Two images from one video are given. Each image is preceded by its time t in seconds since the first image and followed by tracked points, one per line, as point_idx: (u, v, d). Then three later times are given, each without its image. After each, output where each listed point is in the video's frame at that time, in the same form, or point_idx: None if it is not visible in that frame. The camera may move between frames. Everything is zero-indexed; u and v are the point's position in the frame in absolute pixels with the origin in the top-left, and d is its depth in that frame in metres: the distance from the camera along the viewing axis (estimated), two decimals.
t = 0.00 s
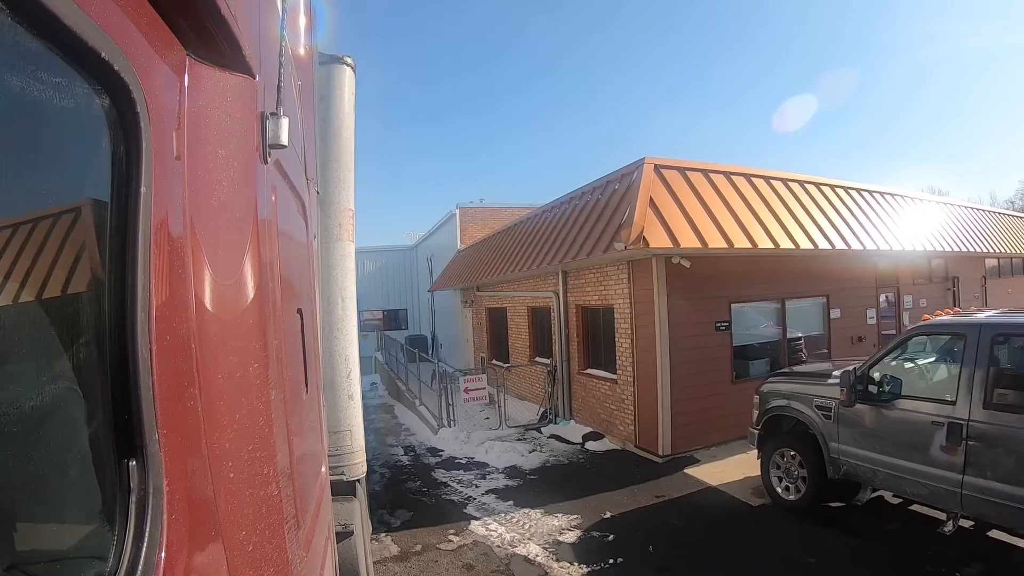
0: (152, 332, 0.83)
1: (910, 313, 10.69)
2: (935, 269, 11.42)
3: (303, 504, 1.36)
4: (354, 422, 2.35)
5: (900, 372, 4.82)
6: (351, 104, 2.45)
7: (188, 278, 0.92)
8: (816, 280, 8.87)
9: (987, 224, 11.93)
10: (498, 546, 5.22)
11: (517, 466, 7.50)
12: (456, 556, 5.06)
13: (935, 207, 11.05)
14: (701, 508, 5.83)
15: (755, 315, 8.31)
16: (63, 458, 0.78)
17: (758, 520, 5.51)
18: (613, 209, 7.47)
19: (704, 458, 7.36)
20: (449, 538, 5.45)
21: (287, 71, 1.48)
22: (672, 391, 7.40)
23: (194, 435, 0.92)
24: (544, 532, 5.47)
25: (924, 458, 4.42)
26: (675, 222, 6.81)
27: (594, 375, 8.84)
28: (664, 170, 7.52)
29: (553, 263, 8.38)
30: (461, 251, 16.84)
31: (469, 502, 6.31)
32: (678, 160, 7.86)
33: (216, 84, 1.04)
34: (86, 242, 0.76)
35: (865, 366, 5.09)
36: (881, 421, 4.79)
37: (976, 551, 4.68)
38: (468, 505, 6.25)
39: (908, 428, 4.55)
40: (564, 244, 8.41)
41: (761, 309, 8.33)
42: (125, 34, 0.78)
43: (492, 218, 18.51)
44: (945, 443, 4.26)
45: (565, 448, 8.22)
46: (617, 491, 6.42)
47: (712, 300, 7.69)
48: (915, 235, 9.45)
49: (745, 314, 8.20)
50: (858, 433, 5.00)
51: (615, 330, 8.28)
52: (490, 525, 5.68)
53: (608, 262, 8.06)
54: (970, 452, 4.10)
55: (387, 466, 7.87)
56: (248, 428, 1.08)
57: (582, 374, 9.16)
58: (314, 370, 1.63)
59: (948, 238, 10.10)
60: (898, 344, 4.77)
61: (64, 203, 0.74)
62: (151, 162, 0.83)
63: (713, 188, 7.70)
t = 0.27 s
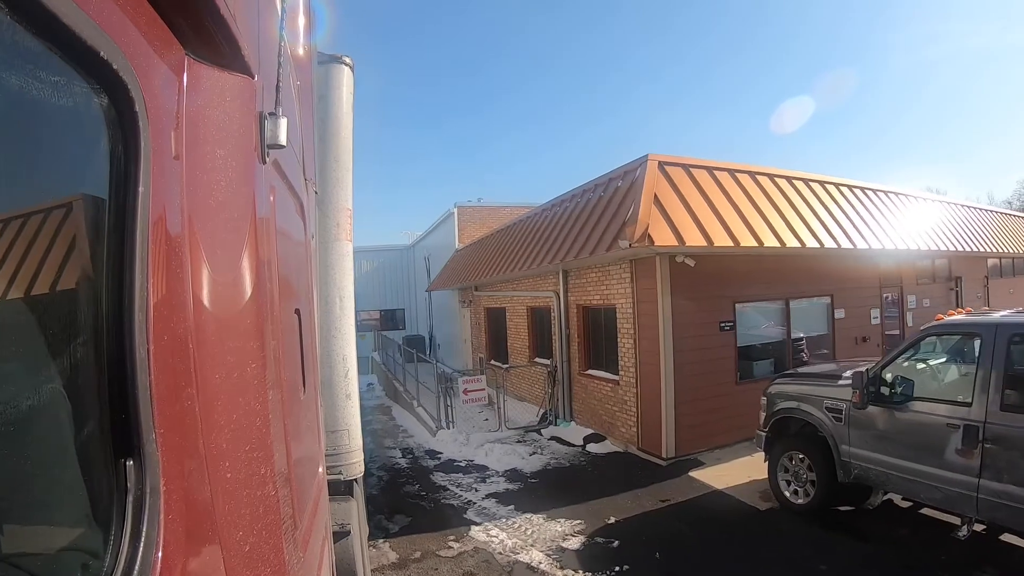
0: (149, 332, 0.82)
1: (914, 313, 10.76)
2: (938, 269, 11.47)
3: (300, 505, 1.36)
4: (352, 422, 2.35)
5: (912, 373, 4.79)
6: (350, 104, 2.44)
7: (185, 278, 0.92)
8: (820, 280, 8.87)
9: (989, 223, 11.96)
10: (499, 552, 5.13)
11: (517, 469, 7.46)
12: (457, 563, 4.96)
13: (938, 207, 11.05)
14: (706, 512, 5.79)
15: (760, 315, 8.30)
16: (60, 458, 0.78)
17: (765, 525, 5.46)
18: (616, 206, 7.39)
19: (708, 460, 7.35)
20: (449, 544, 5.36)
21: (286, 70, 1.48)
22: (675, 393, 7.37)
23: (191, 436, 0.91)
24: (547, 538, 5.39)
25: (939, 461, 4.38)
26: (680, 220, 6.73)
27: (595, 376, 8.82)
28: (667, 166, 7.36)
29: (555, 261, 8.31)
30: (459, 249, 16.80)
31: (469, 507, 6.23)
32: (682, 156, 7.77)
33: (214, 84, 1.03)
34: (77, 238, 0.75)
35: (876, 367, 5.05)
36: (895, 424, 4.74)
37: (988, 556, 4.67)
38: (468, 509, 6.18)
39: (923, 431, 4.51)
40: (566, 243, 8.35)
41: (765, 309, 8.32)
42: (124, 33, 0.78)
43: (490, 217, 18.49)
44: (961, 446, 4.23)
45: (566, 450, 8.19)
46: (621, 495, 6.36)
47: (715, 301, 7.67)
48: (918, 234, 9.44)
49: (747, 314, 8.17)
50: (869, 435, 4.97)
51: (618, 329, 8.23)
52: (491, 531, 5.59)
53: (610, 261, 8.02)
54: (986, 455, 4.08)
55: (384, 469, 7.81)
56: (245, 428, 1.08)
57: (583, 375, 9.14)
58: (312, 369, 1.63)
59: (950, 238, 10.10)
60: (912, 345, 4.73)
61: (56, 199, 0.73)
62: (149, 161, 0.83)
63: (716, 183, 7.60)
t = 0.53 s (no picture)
0: (147, 331, 0.83)
1: (918, 313, 10.82)
2: (943, 269, 11.50)
3: (299, 505, 1.36)
4: (350, 421, 2.36)
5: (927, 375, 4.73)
6: (347, 104, 2.45)
7: (183, 276, 0.92)
8: (824, 280, 8.85)
9: (993, 224, 11.96)
10: (503, 560, 5.05)
11: (519, 473, 7.40)
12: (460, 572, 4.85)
13: (945, 207, 11.03)
14: (713, 517, 5.72)
15: (765, 314, 8.29)
16: (59, 459, 0.78)
17: (773, 530, 5.39)
18: (621, 204, 7.31)
19: (714, 462, 7.30)
20: (451, 551, 5.26)
21: (284, 71, 1.48)
22: (681, 395, 7.31)
23: (189, 435, 0.91)
24: (552, 544, 5.31)
25: (955, 465, 4.34)
26: (687, 219, 6.63)
27: (598, 377, 8.78)
28: (673, 164, 7.28)
29: (558, 260, 8.23)
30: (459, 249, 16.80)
31: (471, 512, 6.15)
32: (687, 154, 7.68)
33: (213, 84, 1.04)
34: (67, 237, 0.74)
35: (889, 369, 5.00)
36: (909, 426, 4.69)
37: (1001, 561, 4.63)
38: (470, 514, 6.10)
39: (938, 434, 4.47)
40: (568, 242, 8.28)
41: (769, 310, 8.31)
42: (122, 33, 0.78)
43: (490, 216, 18.49)
44: (978, 449, 4.18)
45: (569, 453, 8.14)
46: (626, 500, 6.30)
47: (721, 302, 7.60)
48: (926, 233, 9.39)
49: (751, 314, 8.17)
50: (883, 438, 4.89)
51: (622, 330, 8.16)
52: (494, 537, 5.51)
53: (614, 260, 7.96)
54: (1004, 458, 4.02)
55: (383, 473, 7.75)
56: (243, 428, 1.08)
57: (586, 376, 9.11)
58: (310, 369, 1.63)
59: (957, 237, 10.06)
60: (925, 346, 4.68)
61: (47, 197, 0.72)
62: (147, 162, 0.83)
63: (722, 181, 7.52)
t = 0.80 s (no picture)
0: (146, 332, 0.83)
1: (924, 313, 10.85)
2: (948, 269, 11.52)
3: (298, 505, 1.36)
4: (350, 422, 2.35)
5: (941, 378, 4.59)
6: (347, 105, 2.45)
7: (183, 277, 0.92)
8: (831, 280, 8.78)
9: (997, 224, 11.96)
10: (507, 567, 4.88)
11: (522, 476, 7.27)
12: None
13: (952, 207, 10.99)
14: (721, 521, 5.59)
15: (772, 313, 8.19)
16: (59, 460, 0.78)
17: (784, 535, 5.26)
18: (626, 202, 7.23)
19: (720, 466, 7.18)
20: (452, 557, 5.12)
21: (283, 71, 1.48)
22: (687, 397, 7.18)
23: (189, 436, 0.91)
24: (557, 551, 5.15)
25: (971, 469, 4.19)
26: (694, 217, 6.52)
27: (602, 378, 8.67)
28: (678, 161, 7.22)
29: (562, 259, 8.14)
30: (459, 249, 16.77)
31: (473, 517, 6.00)
32: (692, 151, 7.60)
33: (212, 85, 1.04)
34: (59, 237, 0.73)
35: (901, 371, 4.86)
36: (924, 430, 4.54)
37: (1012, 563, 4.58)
38: (471, 519, 5.96)
39: (953, 438, 4.32)
40: (572, 241, 8.20)
41: (775, 311, 8.20)
42: (120, 34, 0.78)
43: (490, 216, 18.48)
44: (995, 454, 4.03)
45: (572, 456, 8.02)
46: (632, 504, 6.13)
47: (727, 302, 7.50)
48: (932, 233, 9.36)
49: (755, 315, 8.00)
50: (897, 442, 4.74)
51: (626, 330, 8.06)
52: (496, 543, 5.35)
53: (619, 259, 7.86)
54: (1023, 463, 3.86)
55: (383, 476, 7.65)
56: (243, 428, 1.08)
57: (588, 377, 9.01)
58: (310, 369, 1.63)
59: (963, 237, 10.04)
60: (941, 347, 4.53)
61: (40, 196, 0.72)
62: (146, 163, 0.83)
63: (729, 178, 7.41)
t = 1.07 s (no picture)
0: (145, 332, 0.82)
1: (930, 313, 10.87)
2: (954, 269, 11.54)
3: (297, 504, 1.36)
4: (349, 421, 2.36)
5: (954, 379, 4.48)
6: (346, 104, 2.45)
7: (182, 275, 0.92)
8: (837, 280, 8.72)
9: (1002, 223, 11.95)
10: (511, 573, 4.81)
11: (524, 479, 7.16)
12: None
13: (959, 207, 10.95)
14: (729, 527, 5.49)
15: (779, 313, 8.06)
16: (58, 459, 0.78)
17: (794, 542, 5.15)
18: (631, 199, 7.12)
19: (726, 469, 7.07)
20: (455, 564, 5.03)
21: (282, 69, 1.47)
22: (692, 399, 7.07)
23: (187, 435, 0.91)
24: (561, 557, 5.07)
25: (988, 473, 4.11)
26: (702, 214, 6.43)
27: (605, 379, 8.55)
28: (684, 158, 7.14)
29: (565, 258, 8.04)
30: (460, 248, 16.75)
31: (475, 522, 5.90)
32: (697, 148, 7.52)
33: (212, 84, 1.04)
34: (49, 235, 0.73)
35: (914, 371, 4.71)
36: (938, 432, 4.44)
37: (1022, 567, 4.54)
38: (473, 523, 5.88)
39: (969, 441, 4.24)
40: (575, 239, 8.11)
41: (782, 311, 8.08)
42: (121, 32, 0.78)
43: (491, 215, 18.46)
44: (1012, 457, 3.96)
45: (575, 458, 7.93)
46: (637, 509, 6.04)
47: (734, 302, 7.39)
48: (941, 232, 9.30)
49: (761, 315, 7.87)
50: (911, 445, 4.63)
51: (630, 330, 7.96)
52: (499, 549, 5.26)
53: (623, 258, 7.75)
54: None
55: (382, 479, 7.55)
56: (242, 427, 1.08)
57: (592, 378, 8.88)
58: (308, 368, 1.63)
59: (970, 236, 9.99)
60: (956, 348, 4.39)
61: (27, 192, 0.71)
62: (146, 162, 0.83)
63: (735, 176, 7.34)
